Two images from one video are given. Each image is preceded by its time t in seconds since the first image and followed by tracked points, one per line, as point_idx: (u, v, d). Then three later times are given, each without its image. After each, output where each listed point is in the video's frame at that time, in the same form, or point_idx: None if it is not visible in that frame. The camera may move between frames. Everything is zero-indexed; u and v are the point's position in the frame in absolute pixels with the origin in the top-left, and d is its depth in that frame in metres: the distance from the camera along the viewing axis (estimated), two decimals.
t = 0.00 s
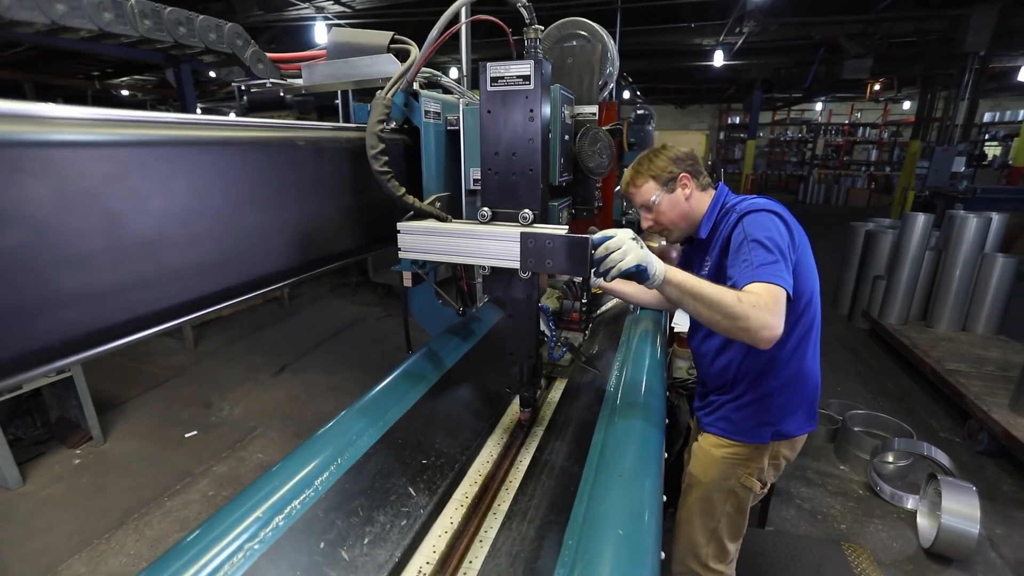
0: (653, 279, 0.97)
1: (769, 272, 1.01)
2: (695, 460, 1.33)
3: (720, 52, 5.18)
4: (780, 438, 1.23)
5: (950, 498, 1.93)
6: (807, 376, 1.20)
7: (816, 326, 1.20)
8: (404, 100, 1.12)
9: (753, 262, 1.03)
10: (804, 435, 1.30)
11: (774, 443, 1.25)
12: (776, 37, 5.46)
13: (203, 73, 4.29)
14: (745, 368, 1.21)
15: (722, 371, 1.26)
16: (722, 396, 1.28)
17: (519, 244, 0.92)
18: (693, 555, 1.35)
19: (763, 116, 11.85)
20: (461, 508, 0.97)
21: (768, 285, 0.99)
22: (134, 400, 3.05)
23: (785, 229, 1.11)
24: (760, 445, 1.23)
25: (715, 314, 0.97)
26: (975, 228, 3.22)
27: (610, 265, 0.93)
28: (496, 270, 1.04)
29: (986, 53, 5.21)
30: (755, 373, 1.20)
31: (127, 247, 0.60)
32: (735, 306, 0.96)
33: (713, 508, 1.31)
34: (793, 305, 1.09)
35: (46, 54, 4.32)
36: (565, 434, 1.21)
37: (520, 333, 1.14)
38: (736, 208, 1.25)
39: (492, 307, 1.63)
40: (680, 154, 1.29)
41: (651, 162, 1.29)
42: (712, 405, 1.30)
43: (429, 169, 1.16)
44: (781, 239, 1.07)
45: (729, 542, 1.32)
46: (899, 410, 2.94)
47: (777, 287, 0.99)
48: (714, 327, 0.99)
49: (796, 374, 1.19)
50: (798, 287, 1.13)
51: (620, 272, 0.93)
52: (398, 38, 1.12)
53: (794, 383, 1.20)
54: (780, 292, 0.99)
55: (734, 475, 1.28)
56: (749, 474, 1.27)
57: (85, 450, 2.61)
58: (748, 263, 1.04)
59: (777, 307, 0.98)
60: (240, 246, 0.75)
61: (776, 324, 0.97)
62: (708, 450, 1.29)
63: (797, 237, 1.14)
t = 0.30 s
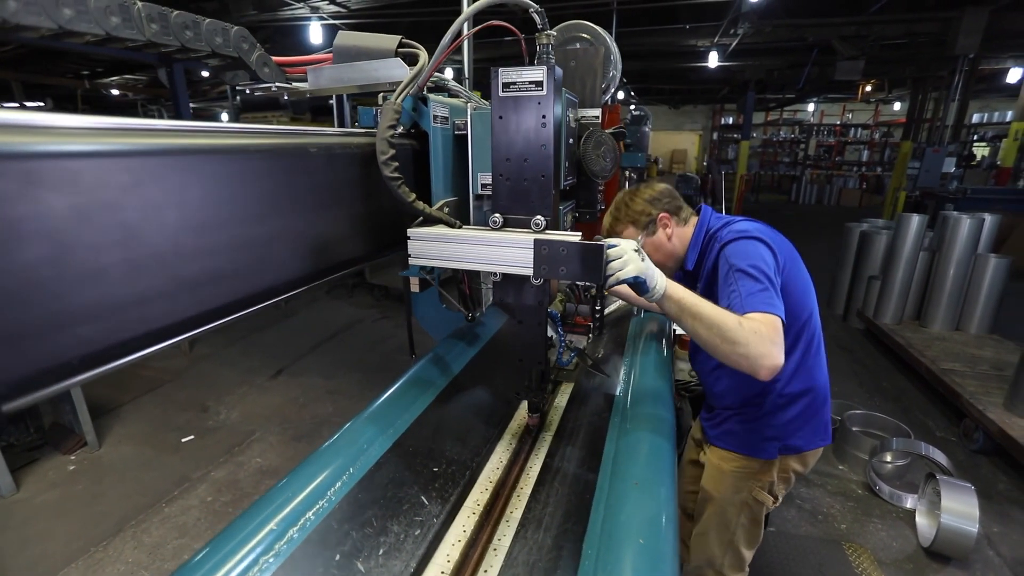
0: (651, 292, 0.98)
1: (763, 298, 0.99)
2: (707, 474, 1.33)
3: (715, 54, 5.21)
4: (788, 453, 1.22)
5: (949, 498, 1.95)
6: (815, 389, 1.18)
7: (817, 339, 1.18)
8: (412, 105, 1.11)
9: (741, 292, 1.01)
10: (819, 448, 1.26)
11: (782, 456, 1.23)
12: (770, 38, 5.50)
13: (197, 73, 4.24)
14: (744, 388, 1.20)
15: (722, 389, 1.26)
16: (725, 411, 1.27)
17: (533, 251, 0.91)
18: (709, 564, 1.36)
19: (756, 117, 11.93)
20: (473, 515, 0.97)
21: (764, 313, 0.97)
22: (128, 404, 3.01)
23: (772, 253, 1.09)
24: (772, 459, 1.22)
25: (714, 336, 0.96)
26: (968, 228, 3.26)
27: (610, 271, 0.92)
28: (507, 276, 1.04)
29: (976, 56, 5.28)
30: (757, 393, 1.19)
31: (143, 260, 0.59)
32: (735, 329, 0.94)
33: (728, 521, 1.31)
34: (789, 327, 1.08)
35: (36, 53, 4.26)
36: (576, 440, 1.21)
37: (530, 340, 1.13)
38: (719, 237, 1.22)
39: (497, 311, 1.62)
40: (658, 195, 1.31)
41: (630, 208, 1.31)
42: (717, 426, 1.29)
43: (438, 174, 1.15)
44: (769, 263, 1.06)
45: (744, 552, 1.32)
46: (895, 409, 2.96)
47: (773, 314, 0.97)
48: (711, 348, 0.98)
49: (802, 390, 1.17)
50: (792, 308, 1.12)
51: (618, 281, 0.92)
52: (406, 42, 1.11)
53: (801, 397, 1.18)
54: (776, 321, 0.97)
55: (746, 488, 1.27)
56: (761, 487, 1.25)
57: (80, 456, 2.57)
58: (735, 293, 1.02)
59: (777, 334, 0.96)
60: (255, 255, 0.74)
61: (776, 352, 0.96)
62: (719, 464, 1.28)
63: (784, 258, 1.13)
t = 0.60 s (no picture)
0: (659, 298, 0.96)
1: (765, 320, 0.95)
2: (726, 480, 1.31)
3: (711, 54, 5.22)
4: (807, 458, 1.20)
5: (950, 496, 1.95)
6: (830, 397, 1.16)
7: (827, 348, 1.16)
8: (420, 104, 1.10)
9: (738, 315, 0.98)
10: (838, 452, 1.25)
11: (802, 462, 1.23)
12: (766, 39, 5.51)
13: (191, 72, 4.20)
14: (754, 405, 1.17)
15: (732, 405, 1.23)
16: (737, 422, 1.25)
17: (545, 251, 0.89)
18: (721, 568, 1.35)
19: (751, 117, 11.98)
20: (484, 519, 0.95)
21: (770, 334, 0.94)
22: (125, 407, 2.98)
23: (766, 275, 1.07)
24: (791, 466, 1.20)
25: (724, 351, 0.92)
26: (964, 228, 3.28)
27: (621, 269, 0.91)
28: (517, 277, 1.03)
29: (969, 56, 5.32)
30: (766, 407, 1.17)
31: (156, 263, 0.56)
32: (743, 345, 0.91)
33: (745, 527, 1.29)
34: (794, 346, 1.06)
35: (27, 52, 4.20)
36: (586, 442, 1.20)
37: (541, 342, 1.12)
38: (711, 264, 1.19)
39: (501, 313, 1.60)
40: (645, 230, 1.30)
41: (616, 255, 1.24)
42: (734, 444, 1.26)
43: (445, 174, 1.14)
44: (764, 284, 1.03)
45: (759, 557, 1.31)
46: (894, 408, 2.98)
47: (778, 333, 0.94)
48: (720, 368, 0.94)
49: (820, 399, 1.15)
50: (795, 326, 1.11)
51: (628, 281, 0.91)
52: (413, 41, 1.10)
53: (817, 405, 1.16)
54: (783, 340, 0.93)
55: (764, 495, 1.24)
56: (780, 494, 1.22)
57: (76, 460, 2.54)
58: (733, 317, 1.00)
59: (786, 352, 0.92)
60: (266, 257, 0.71)
61: (787, 373, 0.91)
62: (739, 471, 1.26)
63: (777, 277, 1.11)
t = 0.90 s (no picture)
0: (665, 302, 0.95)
1: (770, 325, 0.94)
2: (738, 485, 1.30)
3: (707, 54, 5.23)
4: (818, 459, 1.20)
5: (950, 494, 1.96)
6: (840, 397, 1.15)
7: (834, 348, 1.15)
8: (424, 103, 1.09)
9: (741, 321, 0.97)
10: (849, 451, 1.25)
11: (814, 464, 1.22)
12: (762, 39, 5.52)
13: (186, 72, 4.16)
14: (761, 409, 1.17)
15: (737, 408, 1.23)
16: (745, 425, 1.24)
17: (552, 251, 0.88)
18: (733, 570, 1.36)
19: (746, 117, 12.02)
20: (491, 522, 0.95)
21: (777, 339, 0.93)
22: (121, 410, 2.95)
23: (767, 279, 1.05)
24: (803, 468, 1.19)
25: (731, 356, 0.91)
26: (961, 227, 3.30)
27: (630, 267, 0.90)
28: (523, 277, 1.02)
29: (963, 57, 5.35)
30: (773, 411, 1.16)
31: (162, 263, 0.54)
32: (753, 350, 0.90)
33: (758, 530, 1.29)
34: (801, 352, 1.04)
35: (19, 51, 4.16)
36: (592, 443, 1.19)
37: (546, 343, 1.12)
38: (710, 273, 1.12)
39: (503, 314, 1.59)
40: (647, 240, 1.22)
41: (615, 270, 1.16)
42: (744, 451, 1.25)
43: (449, 173, 1.13)
44: (765, 289, 1.01)
45: (770, 559, 1.32)
46: (893, 406, 2.99)
47: (785, 338, 0.93)
48: (729, 373, 0.93)
49: (830, 400, 1.14)
50: (799, 330, 1.09)
51: (636, 276, 0.91)
52: (417, 39, 1.09)
53: (827, 406, 1.15)
54: (790, 345, 0.93)
55: (776, 498, 1.24)
56: (792, 497, 1.22)
57: (72, 464, 2.52)
58: (736, 323, 0.99)
59: (794, 356, 0.92)
60: (273, 257, 0.69)
61: (796, 376, 0.91)
62: (752, 477, 1.26)
63: (778, 281, 1.08)
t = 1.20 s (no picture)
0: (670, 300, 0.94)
1: (775, 323, 0.94)
2: (742, 486, 1.30)
3: (705, 54, 5.23)
4: (823, 460, 1.19)
5: (951, 491, 1.96)
6: (846, 397, 1.15)
7: (839, 347, 1.14)
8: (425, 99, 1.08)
9: (746, 320, 0.96)
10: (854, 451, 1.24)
11: (820, 465, 1.22)
12: (760, 39, 5.53)
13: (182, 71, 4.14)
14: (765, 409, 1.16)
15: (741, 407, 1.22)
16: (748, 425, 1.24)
17: (557, 248, 0.87)
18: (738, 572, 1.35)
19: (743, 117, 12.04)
20: (495, 522, 0.96)
21: (783, 338, 0.92)
22: (117, 411, 2.93)
23: (771, 278, 1.04)
24: (809, 469, 1.19)
25: (736, 354, 0.91)
26: (958, 226, 3.30)
27: (636, 262, 0.89)
28: (527, 275, 1.01)
29: (959, 57, 5.37)
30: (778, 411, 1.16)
31: (162, 260, 0.53)
32: (758, 348, 0.89)
33: (763, 531, 1.29)
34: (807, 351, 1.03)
35: (14, 51, 4.13)
36: (595, 442, 1.19)
37: (549, 342, 1.11)
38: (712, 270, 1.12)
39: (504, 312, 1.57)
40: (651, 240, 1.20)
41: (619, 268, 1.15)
42: (749, 452, 1.25)
43: (451, 170, 1.13)
44: (770, 287, 1.01)
45: (775, 560, 1.32)
46: (892, 404, 2.99)
47: (790, 337, 0.92)
48: (734, 371, 0.92)
49: (835, 399, 1.13)
50: (804, 329, 1.09)
51: (641, 275, 0.89)
52: (418, 35, 1.08)
53: (833, 406, 1.14)
54: (796, 345, 0.92)
55: (782, 499, 1.24)
56: (798, 498, 1.22)
57: (68, 466, 2.49)
58: (740, 321, 0.98)
59: (799, 355, 0.91)
60: (274, 254, 0.68)
61: (801, 375, 0.91)
62: (756, 478, 1.25)
63: (783, 279, 1.08)
